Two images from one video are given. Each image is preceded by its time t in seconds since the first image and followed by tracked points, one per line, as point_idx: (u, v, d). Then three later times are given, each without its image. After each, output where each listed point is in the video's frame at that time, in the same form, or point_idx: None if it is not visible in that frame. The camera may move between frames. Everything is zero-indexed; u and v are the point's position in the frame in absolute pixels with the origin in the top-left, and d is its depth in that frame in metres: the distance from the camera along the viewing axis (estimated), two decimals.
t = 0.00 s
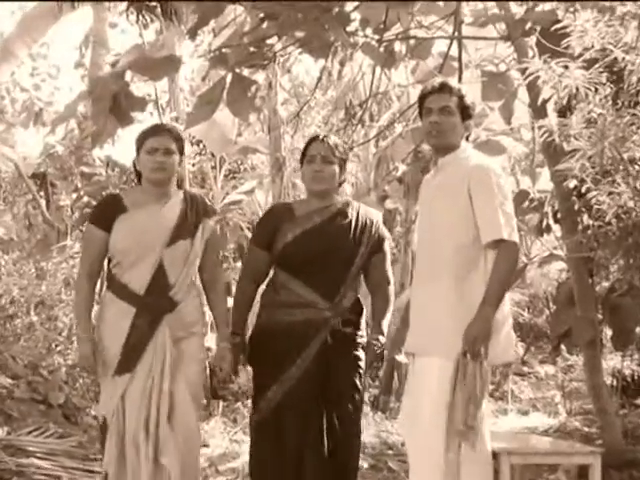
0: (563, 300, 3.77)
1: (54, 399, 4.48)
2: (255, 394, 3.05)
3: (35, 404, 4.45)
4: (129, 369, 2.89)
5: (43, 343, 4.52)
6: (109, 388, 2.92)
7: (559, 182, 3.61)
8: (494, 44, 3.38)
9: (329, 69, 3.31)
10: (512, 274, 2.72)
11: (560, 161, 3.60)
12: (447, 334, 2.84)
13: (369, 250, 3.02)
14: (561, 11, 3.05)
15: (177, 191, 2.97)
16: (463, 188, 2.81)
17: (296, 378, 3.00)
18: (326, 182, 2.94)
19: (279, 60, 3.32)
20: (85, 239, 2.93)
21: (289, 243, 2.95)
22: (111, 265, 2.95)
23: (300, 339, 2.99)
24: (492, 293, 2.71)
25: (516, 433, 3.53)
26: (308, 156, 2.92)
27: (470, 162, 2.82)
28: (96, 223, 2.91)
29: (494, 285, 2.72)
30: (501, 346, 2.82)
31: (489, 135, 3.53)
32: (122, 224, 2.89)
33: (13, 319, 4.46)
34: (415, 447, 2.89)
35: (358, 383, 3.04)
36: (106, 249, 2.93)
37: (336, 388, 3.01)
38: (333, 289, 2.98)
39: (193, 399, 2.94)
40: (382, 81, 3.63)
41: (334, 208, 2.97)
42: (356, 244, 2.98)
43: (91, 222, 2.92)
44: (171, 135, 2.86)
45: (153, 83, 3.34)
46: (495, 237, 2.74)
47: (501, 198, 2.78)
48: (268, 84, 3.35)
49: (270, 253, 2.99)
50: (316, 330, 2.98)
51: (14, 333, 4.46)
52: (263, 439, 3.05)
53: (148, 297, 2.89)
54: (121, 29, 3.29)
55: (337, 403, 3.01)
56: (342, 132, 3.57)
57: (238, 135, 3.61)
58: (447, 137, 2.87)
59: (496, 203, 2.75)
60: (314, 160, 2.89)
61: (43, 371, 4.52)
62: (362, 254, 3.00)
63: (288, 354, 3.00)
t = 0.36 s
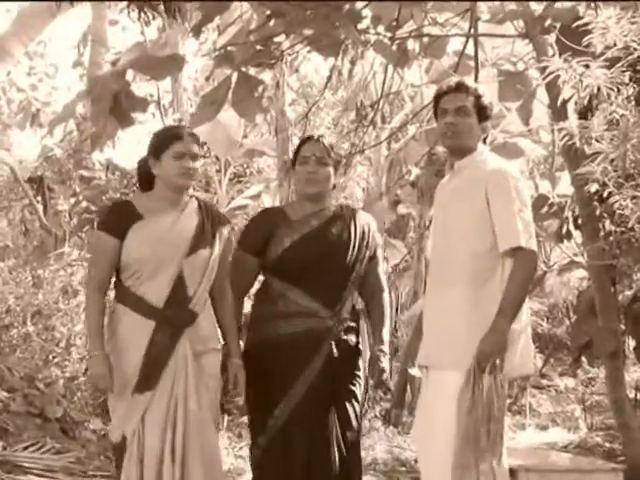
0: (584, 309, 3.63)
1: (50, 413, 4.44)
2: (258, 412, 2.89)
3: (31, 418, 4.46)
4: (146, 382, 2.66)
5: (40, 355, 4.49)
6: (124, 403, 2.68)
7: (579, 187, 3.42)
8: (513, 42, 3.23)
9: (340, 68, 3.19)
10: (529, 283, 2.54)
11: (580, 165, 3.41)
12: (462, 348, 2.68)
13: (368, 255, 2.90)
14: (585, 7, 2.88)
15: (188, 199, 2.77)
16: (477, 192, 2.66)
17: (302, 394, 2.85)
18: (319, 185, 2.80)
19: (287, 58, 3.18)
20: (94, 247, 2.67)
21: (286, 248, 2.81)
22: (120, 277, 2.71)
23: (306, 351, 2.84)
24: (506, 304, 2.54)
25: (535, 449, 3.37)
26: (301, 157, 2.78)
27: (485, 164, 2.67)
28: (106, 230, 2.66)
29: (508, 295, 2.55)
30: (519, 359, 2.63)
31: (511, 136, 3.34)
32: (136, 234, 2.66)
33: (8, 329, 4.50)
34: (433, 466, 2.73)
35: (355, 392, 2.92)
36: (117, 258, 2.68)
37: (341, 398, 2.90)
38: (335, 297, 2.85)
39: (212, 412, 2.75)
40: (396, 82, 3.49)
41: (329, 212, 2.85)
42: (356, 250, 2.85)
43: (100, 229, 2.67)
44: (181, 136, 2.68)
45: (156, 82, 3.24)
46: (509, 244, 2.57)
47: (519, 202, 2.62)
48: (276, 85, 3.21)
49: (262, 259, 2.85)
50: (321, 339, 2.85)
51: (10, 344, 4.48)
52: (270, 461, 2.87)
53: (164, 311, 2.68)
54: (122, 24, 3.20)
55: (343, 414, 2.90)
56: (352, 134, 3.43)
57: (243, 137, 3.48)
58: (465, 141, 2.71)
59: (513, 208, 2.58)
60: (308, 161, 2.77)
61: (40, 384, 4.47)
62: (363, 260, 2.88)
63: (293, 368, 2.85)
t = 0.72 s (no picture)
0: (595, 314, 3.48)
1: (36, 421, 4.61)
2: (252, 421, 2.91)
3: (16, 428, 4.66)
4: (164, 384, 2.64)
5: (26, 361, 4.64)
6: (140, 406, 2.64)
7: (589, 186, 3.28)
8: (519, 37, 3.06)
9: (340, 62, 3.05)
10: (539, 285, 2.41)
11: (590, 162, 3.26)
12: (467, 354, 2.54)
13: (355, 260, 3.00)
14: None
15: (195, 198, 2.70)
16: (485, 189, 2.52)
17: (299, 404, 2.88)
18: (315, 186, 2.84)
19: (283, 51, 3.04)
20: (103, 247, 2.56)
21: (280, 253, 2.82)
22: (131, 278, 2.62)
23: (303, 358, 2.88)
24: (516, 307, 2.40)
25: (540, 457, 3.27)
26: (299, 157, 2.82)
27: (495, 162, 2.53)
28: (116, 228, 2.56)
29: (518, 297, 2.41)
30: (528, 366, 2.50)
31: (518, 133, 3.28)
32: (151, 235, 2.57)
33: None
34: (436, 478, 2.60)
35: (342, 399, 2.97)
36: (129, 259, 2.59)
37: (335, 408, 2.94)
38: (329, 302, 2.89)
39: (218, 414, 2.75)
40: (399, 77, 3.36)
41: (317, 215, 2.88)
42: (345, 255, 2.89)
43: (110, 228, 2.56)
44: (185, 130, 2.61)
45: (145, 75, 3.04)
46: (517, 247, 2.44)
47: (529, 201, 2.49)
48: (272, 80, 3.09)
49: (250, 265, 2.84)
50: (317, 347, 2.89)
51: None
52: (268, 471, 2.89)
53: (184, 314, 2.64)
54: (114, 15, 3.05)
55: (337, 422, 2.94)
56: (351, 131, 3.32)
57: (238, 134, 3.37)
58: (471, 141, 2.58)
59: (521, 206, 2.45)
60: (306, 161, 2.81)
61: (25, 391, 4.64)
62: (350, 264, 2.92)
63: (290, 376, 2.88)
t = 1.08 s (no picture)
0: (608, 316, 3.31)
1: (19, 431, 4.51)
2: (251, 435, 2.85)
3: None
4: (175, 393, 2.38)
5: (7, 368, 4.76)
6: (153, 420, 2.36)
7: (602, 182, 3.08)
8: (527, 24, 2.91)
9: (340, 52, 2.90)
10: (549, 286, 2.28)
11: (600, 158, 3.03)
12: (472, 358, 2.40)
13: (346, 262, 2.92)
14: None
15: (180, 194, 2.47)
16: (491, 187, 2.38)
17: (302, 417, 2.84)
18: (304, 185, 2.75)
19: (279, 42, 2.92)
20: (101, 246, 2.27)
21: (275, 259, 2.74)
22: (130, 278, 2.34)
23: (307, 368, 2.84)
24: (519, 306, 2.26)
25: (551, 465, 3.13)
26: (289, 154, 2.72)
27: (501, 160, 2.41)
28: (114, 222, 2.27)
29: (523, 297, 2.26)
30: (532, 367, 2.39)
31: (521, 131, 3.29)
32: (154, 229, 2.32)
33: None
34: None
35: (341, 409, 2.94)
36: (128, 256, 2.30)
37: (336, 415, 2.90)
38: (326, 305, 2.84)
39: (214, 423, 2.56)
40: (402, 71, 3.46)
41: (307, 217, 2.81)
42: (337, 260, 2.84)
43: (109, 224, 2.27)
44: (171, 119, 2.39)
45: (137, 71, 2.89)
46: (528, 251, 2.31)
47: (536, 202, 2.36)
48: (267, 72, 2.96)
49: (244, 268, 2.74)
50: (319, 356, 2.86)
51: None
52: None
53: (193, 313, 2.39)
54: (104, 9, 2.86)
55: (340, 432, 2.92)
56: (351, 125, 3.19)
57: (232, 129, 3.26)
58: (470, 140, 2.42)
59: (531, 205, 2.32)
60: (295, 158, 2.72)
61: (8, 397, 4.60)
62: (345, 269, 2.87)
63: (294, 387, 2.84)
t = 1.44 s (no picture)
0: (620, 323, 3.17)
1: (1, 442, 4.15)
2: (249, 450, 2.58)
3: None
4: (156, 404, 2.31)
5: None
6: (134, 434, 2.29)
7: (615, 181, 2.94)
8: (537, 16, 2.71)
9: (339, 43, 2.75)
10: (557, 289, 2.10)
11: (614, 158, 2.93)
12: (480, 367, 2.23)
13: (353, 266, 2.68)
14: None
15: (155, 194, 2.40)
16: (500, 185, 2.21)
17: (305, 427, 2.61)
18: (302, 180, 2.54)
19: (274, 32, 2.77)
20: (86, 245, 2.19)
21: (278, 260, 2.49)
22: (114, 282, 2.26)
23: (312, 376, 2.60)
24: (524, 312, 2.09)
25: None
26: (283, 148, 2.53)
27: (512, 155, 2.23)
28: (99, 221, 2.19)
29: (529, 302, 2.10)
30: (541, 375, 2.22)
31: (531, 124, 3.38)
32: (139, 230, 2.25)
33: None
34: None
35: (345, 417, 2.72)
36: (113, 259, 2.23)
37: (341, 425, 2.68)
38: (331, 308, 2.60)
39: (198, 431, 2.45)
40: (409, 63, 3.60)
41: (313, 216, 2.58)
42: (343, 261, 2.61)
43: (91, 223, 2.19)
44: (146, 113, 2.29)
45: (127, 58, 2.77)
46: (534, 255, 2.13)
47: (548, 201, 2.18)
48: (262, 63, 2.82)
49: (245, 270, 2.47)
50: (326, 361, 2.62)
51: None
52: None
53: (177, 320, 2.33)
54: None
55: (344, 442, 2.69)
56: (352, 120, 3.05)
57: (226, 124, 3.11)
58: (474, 138, 2.28)
59: (538, 206, 2.14)
60: (290, 152, 2.52)
61: None
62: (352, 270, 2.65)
63: (296, 396, 2.60)
